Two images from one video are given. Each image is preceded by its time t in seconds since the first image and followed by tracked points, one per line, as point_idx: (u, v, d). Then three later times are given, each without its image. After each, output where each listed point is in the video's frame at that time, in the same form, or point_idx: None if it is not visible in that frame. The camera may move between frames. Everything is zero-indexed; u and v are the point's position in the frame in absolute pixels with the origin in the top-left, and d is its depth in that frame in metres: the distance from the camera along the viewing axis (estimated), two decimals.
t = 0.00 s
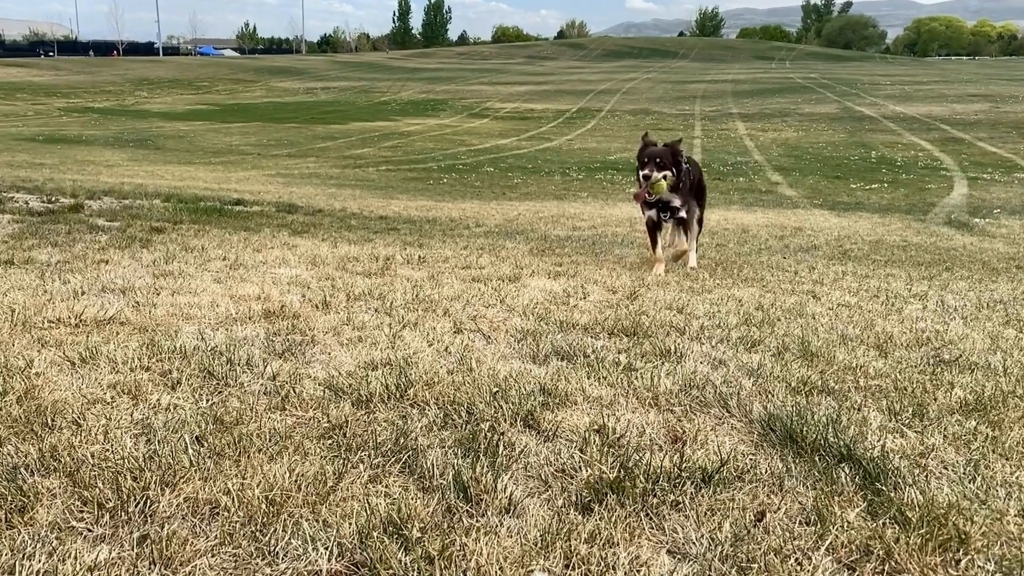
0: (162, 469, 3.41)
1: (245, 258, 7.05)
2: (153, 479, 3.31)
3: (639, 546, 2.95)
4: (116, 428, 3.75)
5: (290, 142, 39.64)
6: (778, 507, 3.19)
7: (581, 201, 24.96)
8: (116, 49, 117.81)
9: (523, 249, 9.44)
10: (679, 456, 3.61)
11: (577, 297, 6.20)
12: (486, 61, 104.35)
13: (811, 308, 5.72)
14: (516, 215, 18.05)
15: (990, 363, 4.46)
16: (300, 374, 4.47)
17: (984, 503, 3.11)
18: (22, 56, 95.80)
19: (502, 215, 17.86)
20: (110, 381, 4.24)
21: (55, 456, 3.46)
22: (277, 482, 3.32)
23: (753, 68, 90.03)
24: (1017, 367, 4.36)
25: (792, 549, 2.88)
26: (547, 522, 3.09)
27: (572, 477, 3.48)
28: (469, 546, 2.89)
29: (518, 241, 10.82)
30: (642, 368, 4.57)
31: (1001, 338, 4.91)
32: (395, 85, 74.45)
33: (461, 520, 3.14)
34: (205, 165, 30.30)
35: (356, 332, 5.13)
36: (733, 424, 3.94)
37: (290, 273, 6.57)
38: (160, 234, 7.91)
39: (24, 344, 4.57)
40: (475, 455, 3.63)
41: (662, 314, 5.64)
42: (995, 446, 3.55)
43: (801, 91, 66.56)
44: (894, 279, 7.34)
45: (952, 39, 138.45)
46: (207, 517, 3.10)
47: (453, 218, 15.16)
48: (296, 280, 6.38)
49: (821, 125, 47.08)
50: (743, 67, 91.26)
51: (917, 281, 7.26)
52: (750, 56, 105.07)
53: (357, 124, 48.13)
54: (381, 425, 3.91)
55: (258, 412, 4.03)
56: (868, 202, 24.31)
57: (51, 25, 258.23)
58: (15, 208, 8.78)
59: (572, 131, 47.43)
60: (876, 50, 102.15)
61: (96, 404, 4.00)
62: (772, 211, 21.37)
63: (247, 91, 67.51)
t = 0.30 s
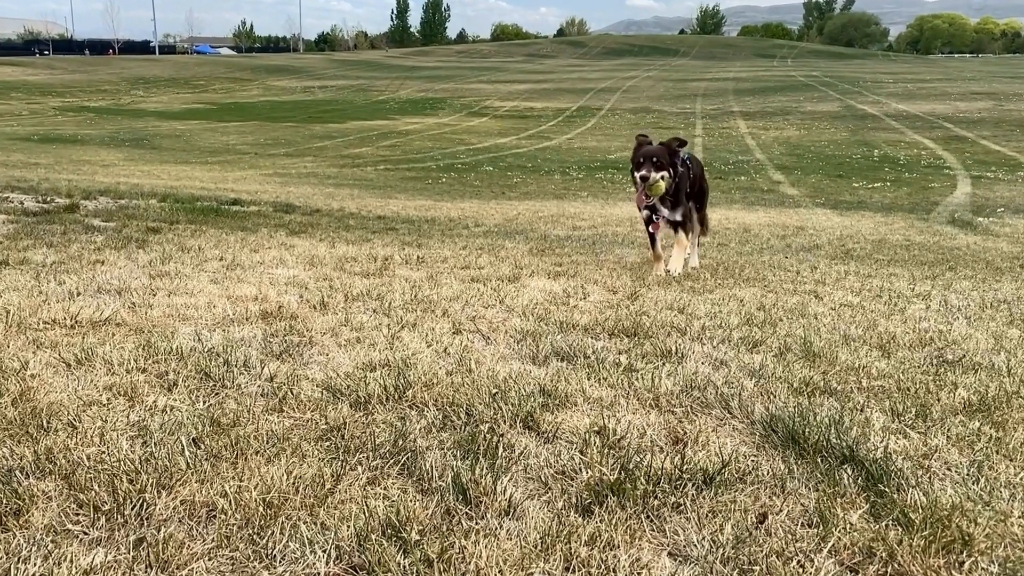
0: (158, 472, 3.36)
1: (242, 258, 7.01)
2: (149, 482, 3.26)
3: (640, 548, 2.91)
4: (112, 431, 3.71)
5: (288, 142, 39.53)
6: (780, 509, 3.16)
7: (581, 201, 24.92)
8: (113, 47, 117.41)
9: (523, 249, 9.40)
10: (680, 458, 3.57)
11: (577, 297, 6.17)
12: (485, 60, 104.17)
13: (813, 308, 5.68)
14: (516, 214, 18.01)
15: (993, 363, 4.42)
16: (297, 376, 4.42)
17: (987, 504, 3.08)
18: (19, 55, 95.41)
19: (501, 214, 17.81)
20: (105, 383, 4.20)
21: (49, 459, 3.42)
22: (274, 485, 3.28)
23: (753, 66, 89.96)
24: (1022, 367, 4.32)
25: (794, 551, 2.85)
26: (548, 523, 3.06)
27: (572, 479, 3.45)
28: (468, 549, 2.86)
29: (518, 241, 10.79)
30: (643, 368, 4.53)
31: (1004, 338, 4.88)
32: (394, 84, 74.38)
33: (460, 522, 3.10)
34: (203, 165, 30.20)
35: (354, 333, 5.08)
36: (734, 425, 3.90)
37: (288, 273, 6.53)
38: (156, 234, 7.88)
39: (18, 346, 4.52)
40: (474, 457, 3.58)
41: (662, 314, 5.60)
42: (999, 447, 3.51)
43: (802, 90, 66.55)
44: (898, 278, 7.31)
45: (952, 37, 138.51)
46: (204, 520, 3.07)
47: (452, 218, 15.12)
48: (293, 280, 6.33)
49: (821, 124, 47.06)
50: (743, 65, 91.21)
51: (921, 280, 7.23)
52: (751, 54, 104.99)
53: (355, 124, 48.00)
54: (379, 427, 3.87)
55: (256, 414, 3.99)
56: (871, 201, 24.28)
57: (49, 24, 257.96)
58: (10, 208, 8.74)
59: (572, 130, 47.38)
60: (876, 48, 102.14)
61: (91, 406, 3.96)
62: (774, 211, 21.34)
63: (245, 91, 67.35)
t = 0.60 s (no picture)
0: (158, 474, 3.34)
1: (241, 258, 6.99)
2: (148, 484, 3.24)
3: (642, 552, 2.89)
4: (110, 433, 3.68)
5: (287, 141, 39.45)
6: (784, 511, 3.13)
7: (582, 201, 24.88)
8: (111, 46, 117.20)
9: (524, 249, 9.37)
10: (682, 460, 3.53)
11: (577, 297, 6.14)
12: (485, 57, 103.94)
13: (817, 308, 5.65)
14: (517, 214, 17.96)
15: (998, 363, 4.39)
16: (297, 378, 4.38)
17: (992, 506, 3.05)
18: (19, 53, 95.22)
19: (502, 214, 17.75)
20: (104, 386, 4.16)
21: (47, 461, 3.40)
22: (274, 487, 3.26)
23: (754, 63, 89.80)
24: None
25: (798, 553, 2.82)
26: (550, 526, 3.03)
27: (574, 481, 3.42)
28: (470, 551, 2.84)
29: (519, 241, 10.76)
30: (645, 370, 4.49)
31: (1009, 338, 4.85)
32: (393, 83, 74.28)
33: (461, 525, 3.08)
34: (203, 164, 30.11)
35: (354, 334, 5.05)
36: (737, 426, 3.87)
37: (287, 274, 6.50)
38: (154, 235, 7.85)
39: (16, 348, 4.49)
40: (475, 459, 3.56)
41: (665, 315, 5.57)
42: (1004, 448, 3.48)
43: (804, 87, 66.51)
44: (902, 278, 7.29)
45: (953, 33, 138.22)
46: (203, 523, 3.04)
47: (452, 218, 15.09)
48: (293, 281, 6.29)
49: (823, 122, 46.97)
50: (745, 62, 91.10)
51: (924, 280, 7.22)
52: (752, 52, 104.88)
53: (355, 122, 47.88)
54: (380, 429, 3.84)
55: (255, 416, 3.95)
56: (874, 201, 24.26)
57: (46, 22, 257.94)
58: (7, 209, 8.73)
59: (573, 128, 47.33)
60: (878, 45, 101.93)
61: (90, 408, 3.93)
62: (778, 210, 21.32)
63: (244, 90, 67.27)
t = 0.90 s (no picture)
0: (160, 476, 3.34)
1: (243, 259, 6.95)
2: (150, 487, 3.24)
3: (648, 554, 2.87)
4: (113, 435, 3.67)
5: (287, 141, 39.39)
6: (791, 514, 3.10)
7: (585, 200, 24.82)
8: (110, 44, 117.02)
9: (527, 249, 9.33)
10: (688, 462, 3.50)
11: (581, 298, 6.11)
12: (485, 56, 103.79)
13: (823, 309, 5.62)
14: (520, 214, 17.91)
15: (1007, 364, 4.36)
16: (300, 379, 4.35)
17: (1001, 508, 3.02)
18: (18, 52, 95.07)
19: (505, 214, 17.69)
20: (106, 387, 4.13)
21: (50, 463, 3.40)
22: (277, 490, 3.25)
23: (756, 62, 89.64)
24: None
25: (805, 556, 2.79)
26: (556, 528, 3.02)
27: (579, 483, 3.39)
28: (475, 554, 2.83)
29: (522, 241, 10.72)
30: (650, 371, 4.44)
31: (1018, 339, 4.82)
32: (394, 82, 74.21)
33: (465, 527, 3.06)
34: (203, 164, 30.05)
35: (357, 335, 5.01)
36: (743, 428, 3.82)
37: (289, 275, 6.46)
38: (155, 235, 7.82)
39: (18, 349, 4.46)
40: (480, 461, 3.53)
41: (670, 315, 5.54)
42: (1013, 450, 3.44)
43: (807, 86, 66.45)
44: (908, 278, 7.26)
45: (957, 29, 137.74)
46: (206, 525, 3.05)
47: (455, 218, 15.05)
48: (295, 282, 6.25)
49: (826, 121, 46.88)
50: (749, 61, 91.01)
51: (931, 280, 7.19)
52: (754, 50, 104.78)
53: (356, 122, 47.81)
54: (383, 431, 3.81)
55: (258, 417, 3.93)
56: (881, 200, 24.21)
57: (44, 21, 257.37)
58: (7, 210, 8.69)
59: (575, 127, 47.26)
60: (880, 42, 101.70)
61: (92, 409, 3.91)
62: (784, 209, 21.26)
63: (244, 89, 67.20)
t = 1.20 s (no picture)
0: (165, 477, 3.35)
1: (246, 259, 6.91)
2: (155, 488, 3.25)
3: (656, 555, 2.85)
4: (117, 435, 3.67)
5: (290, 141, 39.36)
6: (800, 515, 3.07)
7: (590, 200, 24.75)
8: (112, 44, 117.02)
9: (532, 249, 9.30)
10: (697, 462, 3.47)
11: (587, 298, 6.08)
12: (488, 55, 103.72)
13: (832, 309, 5.59)
14: (525, 214, 17.86)
15: (1020, 365, 4.32)
16: (305, 380, 4.30)
17: (1014, 510, 2.98)
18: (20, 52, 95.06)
19: (510, 214, 17.62)
20: (110, 387, 4.11)
21: (55, 463, 3.41)
22: (283, 491, 3.26)
23: (759, 61, 89.48)
24: None
25: (815, 558, 2.76)
26: (563, 530, 3.00)
27: (587, 484, 3.36)
28: (482, 555, 2.82)
29: (527, 241, 10.69)
30: (658, 371, 4.39)
31: None
32: (396, 82, 74.16)
33: (472, 528, 3.06)
34: (207, 165, 30.00)
35: (362, 336, 4.97)
36: (752, 428, 3.77)
37: (294, 275, 6.43)
38: (158, 235, 7.80)
39: (22, 349, 4.43)
40: (486, 462, 3.51)
41: (677, 316, 5.50)
42: None
43: (812, 85, 66.33)
44: (918, 277, 7.22)
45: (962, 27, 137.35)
46: (210, 526, 3.06)
47: (461, 217, 14.99)
48: (299, 283, 6.21)
49: (830, 120, 46.81)
50: (756, 60, 90.84)
51: (942, 280, 7.15)
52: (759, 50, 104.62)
53: (360, 121, 47.75)
54: (389, 431, 3.78)
55: (263, 418, 3.90)
56: (890, 199, 24.12)
57: (46, 21, 258.16)
58: (11, 210, 8.65)
59: (578, 127, 47.18)
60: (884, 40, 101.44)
61: (96, 410, 3.89)
62: (793, 208, 21.15)
63: (246, 89, 67.16)
